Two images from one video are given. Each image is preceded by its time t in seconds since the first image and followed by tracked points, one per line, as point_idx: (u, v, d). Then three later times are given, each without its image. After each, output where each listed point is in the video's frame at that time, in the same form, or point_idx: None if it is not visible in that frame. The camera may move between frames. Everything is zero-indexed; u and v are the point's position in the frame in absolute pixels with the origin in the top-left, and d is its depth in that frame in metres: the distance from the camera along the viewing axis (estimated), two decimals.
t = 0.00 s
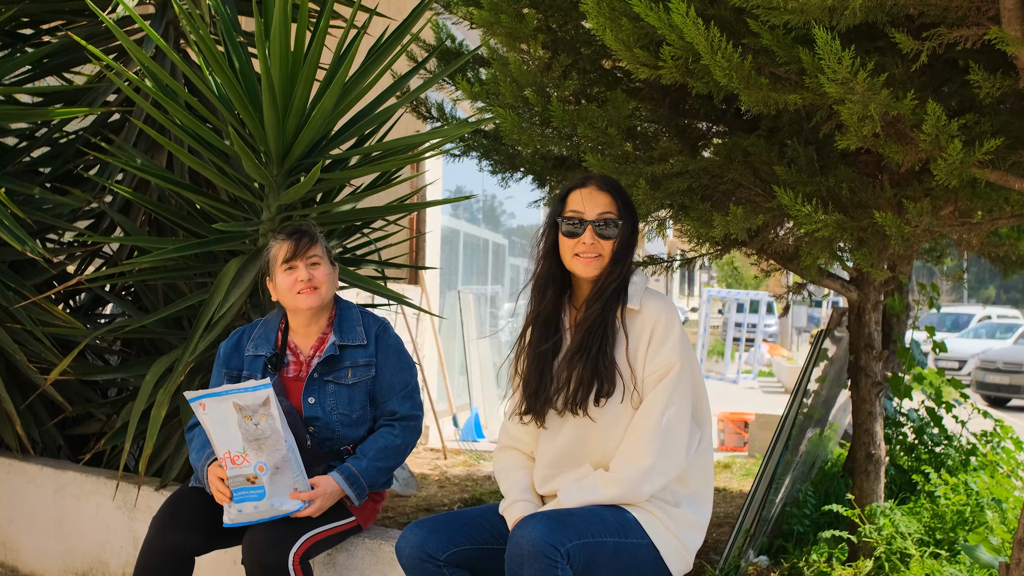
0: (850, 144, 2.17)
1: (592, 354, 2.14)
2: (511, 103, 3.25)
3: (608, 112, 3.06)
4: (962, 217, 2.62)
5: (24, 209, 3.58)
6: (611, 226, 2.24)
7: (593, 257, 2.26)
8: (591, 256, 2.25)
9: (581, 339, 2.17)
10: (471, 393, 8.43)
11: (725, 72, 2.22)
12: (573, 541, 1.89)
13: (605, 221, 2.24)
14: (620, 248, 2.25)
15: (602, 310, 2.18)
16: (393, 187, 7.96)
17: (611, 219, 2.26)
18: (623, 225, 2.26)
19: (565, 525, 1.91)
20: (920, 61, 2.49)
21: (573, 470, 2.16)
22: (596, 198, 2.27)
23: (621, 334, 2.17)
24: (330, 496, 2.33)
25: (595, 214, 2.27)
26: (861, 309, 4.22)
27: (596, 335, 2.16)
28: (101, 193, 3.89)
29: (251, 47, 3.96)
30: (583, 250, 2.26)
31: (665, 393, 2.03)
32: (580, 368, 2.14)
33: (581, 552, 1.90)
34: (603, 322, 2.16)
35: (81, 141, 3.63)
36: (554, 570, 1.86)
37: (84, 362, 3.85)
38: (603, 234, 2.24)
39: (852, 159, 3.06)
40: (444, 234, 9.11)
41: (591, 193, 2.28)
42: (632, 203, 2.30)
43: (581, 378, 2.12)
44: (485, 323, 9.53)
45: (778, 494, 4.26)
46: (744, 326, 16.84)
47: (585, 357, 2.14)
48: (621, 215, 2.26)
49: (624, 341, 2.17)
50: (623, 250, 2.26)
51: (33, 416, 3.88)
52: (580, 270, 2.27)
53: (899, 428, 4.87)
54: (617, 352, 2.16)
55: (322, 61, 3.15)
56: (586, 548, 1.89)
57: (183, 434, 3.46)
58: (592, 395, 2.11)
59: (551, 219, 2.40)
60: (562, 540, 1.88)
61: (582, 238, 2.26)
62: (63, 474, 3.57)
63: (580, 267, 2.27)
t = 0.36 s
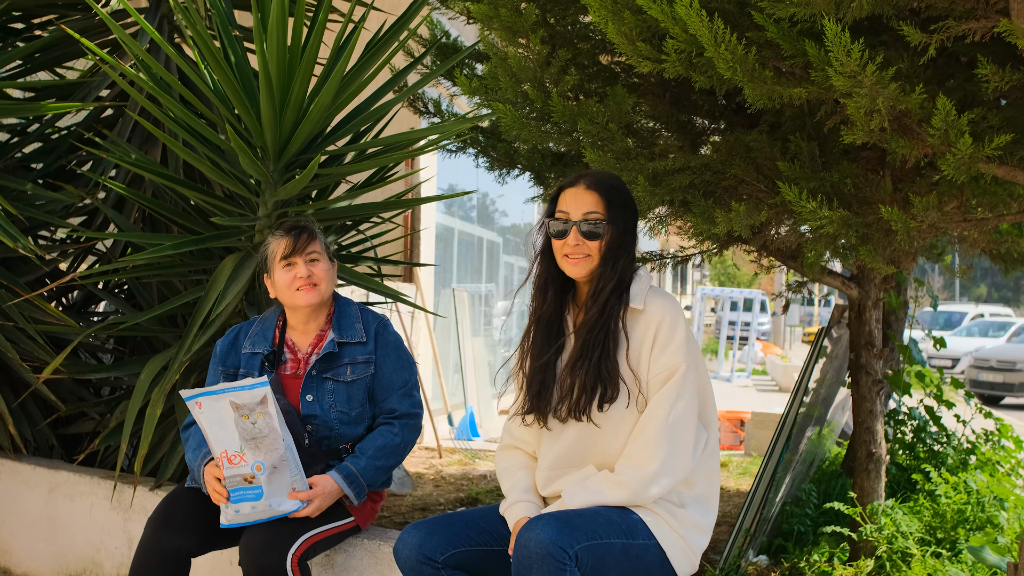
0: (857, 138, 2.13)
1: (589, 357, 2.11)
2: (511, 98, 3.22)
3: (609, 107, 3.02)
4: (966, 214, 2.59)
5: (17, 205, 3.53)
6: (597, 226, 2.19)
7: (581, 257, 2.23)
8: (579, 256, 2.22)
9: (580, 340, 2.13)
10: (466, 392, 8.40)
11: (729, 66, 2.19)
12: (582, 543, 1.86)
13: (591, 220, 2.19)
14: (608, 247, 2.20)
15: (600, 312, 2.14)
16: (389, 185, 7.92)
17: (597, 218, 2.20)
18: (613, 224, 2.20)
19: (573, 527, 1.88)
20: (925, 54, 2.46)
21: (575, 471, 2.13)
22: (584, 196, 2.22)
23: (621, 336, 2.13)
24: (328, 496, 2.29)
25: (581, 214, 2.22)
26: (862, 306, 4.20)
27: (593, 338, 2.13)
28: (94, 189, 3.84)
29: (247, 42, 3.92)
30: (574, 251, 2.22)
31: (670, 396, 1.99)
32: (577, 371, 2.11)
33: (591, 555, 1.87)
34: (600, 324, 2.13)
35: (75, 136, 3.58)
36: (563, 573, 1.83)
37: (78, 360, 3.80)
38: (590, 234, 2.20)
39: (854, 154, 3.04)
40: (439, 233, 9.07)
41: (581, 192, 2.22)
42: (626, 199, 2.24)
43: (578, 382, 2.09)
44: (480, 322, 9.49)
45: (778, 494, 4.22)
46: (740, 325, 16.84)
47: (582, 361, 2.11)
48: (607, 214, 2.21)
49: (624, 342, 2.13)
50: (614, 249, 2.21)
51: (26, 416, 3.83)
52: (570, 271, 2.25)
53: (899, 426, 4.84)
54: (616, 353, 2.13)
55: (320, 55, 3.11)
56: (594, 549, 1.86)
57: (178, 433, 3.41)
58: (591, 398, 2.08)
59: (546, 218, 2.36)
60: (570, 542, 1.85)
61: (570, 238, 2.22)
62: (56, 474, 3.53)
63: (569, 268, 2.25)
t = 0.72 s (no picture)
0: (861, 139, 2.12)
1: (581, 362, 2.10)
2: (511, 99, 3.21)
3: (609, 108, 3.02)
4: (968, 216, 2.58)
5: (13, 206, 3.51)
6: (578, 229, 2.18)
7: (563, 262, 2.23)
8: (561, 262, 2.22)
9: (575, 346, 2.13)
10: (462, 396, 8.37)
11: (733, 67, 2.18)
12: (591, 548, 1.85)
13: (571, 225, 2.18)
14: (591, 251, 2.18)
15: (593, 316, 2.13)
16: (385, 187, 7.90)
17: (578, 222, 2.19)
18: (597, 226, 2.17)
19: (583, 532, 1.87)
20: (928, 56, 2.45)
21: (577, 477, 2.12)
22: (566, 200, 2.20)
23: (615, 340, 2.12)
24: (329, 500, 2.27)
25: (563, 218, 2.20)
26: (861, 309, 4.19)
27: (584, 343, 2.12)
28: (91, 190, 3.82)
29: (246, 43, 3.91)
30: (559, 255, 2.22)
31: (672, 402, 1.98)
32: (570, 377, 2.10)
33: (601, 560, 1.86)
34: (589, 329, 2.12)
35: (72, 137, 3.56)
36: None
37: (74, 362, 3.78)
38: (570, 238, 2.19)
39: (855, 156, 3.03)
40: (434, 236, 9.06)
41: (564, 196, 2.21)
42: (613, 201, 2.20)
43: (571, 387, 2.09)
44: (475, 325, 9.48)
45: (777, 497, 4.20)
46: (734, 329, 16.84)
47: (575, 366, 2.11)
48: (589, 217, 2.18)
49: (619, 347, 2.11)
50: (598, 251, 2.18)
51: (21, 419, 3.80)
52: (554, 276, 2.26)
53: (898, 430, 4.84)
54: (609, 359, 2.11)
55: (319, 56, 3.09)
56: (604, 555, 1.85)
57: (176, 436, 3.39)
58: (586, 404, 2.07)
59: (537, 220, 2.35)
60: (580, 548, 1.84)
61: (549, 242, 2.23)
62: (52, 477, 3.51)
63: (554, 272, 2.26)
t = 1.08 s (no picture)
0: (867, 135, 2.12)
1: (590, 351, 2.09)
2: (513, 95, 3.20)
3: (611, 104, 3.00)
4: (973, 211, 2.57)
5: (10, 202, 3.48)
6: (592, 216, 2.18)
7: (580, 250, 2.21)
8: (575, 252, 2.21)
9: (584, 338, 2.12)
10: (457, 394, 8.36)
11: (739, 62, 2.18)
12: (601, 545, 1.85)
13: (586, 212, 2.18)
14: (606, 237, 2.19)
15: (602, 308, 2.12)
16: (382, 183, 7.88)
17: (592, 209, 2.19)
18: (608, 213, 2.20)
19: (592, 529, 1.86)
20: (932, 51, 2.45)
21: (582, 472, 2.11)
22: (577, 188, 2.21)
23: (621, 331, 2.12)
24: (332, 497, 2.26)
25: (576, 205, 2.21)
26: (861, 306, 4.19)
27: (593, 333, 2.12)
28: (89, 186, 3.80)
29: (245, 38, 3.89)
30: (569, 245, 2.21)
31: (680, 395, 1.97)
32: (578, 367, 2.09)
33: (610, 557, 1.85)
34: (599, 318, 2.12)
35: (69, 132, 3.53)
36: None
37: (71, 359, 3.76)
38: (587, 225, 2.19)
39: (856, 152, 3.03)
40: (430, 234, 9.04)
41: (573, 185, 2.21)
42: (621, 190, 2.24)
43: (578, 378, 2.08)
44: (470, 323, 9.47)
45: (777, 495, 4.19)
46: (728, 327, 16.87)
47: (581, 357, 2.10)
48: (603, 203, 2.20)
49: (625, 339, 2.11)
50: (610, 239, 2.19)
51: (18, 417, 3.78)
52: (570, 265, 2.23)
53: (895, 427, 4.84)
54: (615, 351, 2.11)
55: (321, 51, 3.07)
56: (613, 552, 1.85)
57: (176, 434, 3.37)
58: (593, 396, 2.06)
59: (540, 214, 2.35)
60: (590, 545, 1.84)
61: (565, 231, 2.21)
62: (50, 475, 3.49)
63: (570, 262, 2.23)
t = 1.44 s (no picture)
0: (872, 132, 2.12)
1: (596, 348, 2.09)
2: (515, 92, 3.19)
3: (612, 101, 2.99)
4: (977, 209, 2.57)
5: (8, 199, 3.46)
6: (603, 214, 2.19)
7: (591, 248, 2.21)
8: (583, 250, 2.21)
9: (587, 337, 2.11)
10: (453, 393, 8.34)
11: (743, 58, 2.17)
12: (608, 543, 1.83)
13: (597, 210, 2.19)
14: (617, 235, 2.20)
15: (607, 306, 2.12)
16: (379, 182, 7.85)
17: (602, 207, 2.20)
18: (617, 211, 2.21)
19: (599, 527, 1.85)
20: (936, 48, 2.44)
21: (586, 472, 2.10)
22: (586, 186, 2.22)
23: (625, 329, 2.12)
24: (333, 495, 2.24)
25: (584, 203, 2.22)
26: (861, 305, 4.18)
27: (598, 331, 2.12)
28: (87, 183, 3.78)
29: (245, 35, 3.87)
30: (577, 242, 2.21)
31: (684, 393, 1.97)
32: (582, 364, 2.09)
33: (618, 555, 1.84)
34: (605, 315, 2.12)
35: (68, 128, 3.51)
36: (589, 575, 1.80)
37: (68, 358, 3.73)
38: (597, 223, 2.19)
39: (857, 151, 3.03)
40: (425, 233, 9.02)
41: (580, 184, 2.23)
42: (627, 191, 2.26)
43: (582, 375, 2.08)
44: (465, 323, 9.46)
45: (776, 495, 4.15)
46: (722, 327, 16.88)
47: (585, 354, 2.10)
48: (612, 201, 2.21)
49: (628, 337, 2.11)
50: (621, 238, 2.21)
51: (16, 415, 3.76)
52: (582, 263, 2.22)
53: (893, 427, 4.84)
54: (618, 349, 2.10)
55: (322, 49, 3.05)
56: (620, 550, 1.84)
57: (175, 433, 3.35)
58: (597, 393, 2.06)
59: (543, 214, 2.35)
60: (597, 543, 1.82)
61: (577, 230, 2.20)
62: (47, 474, 3.47)
63: (580, 261, 2.22)
